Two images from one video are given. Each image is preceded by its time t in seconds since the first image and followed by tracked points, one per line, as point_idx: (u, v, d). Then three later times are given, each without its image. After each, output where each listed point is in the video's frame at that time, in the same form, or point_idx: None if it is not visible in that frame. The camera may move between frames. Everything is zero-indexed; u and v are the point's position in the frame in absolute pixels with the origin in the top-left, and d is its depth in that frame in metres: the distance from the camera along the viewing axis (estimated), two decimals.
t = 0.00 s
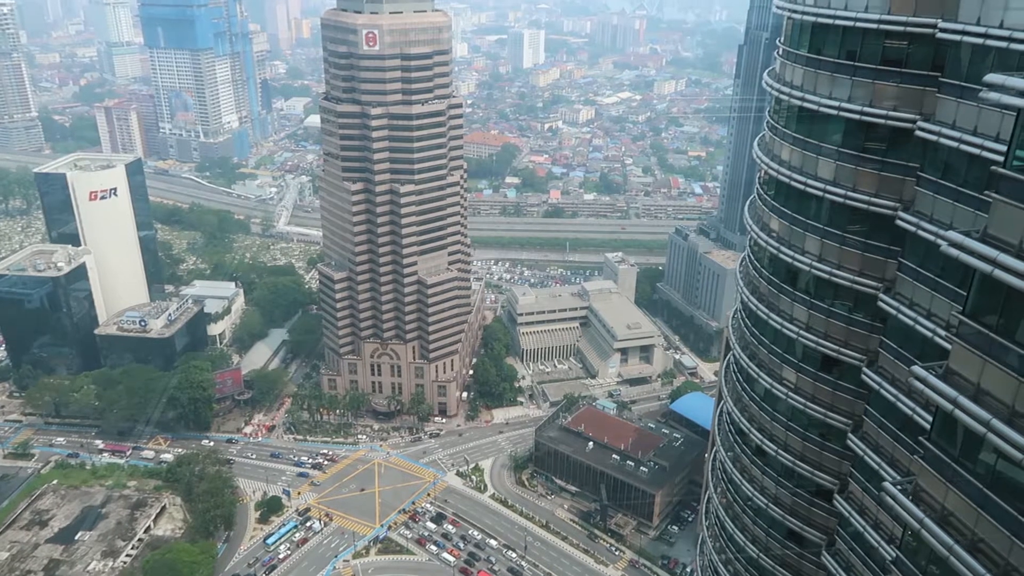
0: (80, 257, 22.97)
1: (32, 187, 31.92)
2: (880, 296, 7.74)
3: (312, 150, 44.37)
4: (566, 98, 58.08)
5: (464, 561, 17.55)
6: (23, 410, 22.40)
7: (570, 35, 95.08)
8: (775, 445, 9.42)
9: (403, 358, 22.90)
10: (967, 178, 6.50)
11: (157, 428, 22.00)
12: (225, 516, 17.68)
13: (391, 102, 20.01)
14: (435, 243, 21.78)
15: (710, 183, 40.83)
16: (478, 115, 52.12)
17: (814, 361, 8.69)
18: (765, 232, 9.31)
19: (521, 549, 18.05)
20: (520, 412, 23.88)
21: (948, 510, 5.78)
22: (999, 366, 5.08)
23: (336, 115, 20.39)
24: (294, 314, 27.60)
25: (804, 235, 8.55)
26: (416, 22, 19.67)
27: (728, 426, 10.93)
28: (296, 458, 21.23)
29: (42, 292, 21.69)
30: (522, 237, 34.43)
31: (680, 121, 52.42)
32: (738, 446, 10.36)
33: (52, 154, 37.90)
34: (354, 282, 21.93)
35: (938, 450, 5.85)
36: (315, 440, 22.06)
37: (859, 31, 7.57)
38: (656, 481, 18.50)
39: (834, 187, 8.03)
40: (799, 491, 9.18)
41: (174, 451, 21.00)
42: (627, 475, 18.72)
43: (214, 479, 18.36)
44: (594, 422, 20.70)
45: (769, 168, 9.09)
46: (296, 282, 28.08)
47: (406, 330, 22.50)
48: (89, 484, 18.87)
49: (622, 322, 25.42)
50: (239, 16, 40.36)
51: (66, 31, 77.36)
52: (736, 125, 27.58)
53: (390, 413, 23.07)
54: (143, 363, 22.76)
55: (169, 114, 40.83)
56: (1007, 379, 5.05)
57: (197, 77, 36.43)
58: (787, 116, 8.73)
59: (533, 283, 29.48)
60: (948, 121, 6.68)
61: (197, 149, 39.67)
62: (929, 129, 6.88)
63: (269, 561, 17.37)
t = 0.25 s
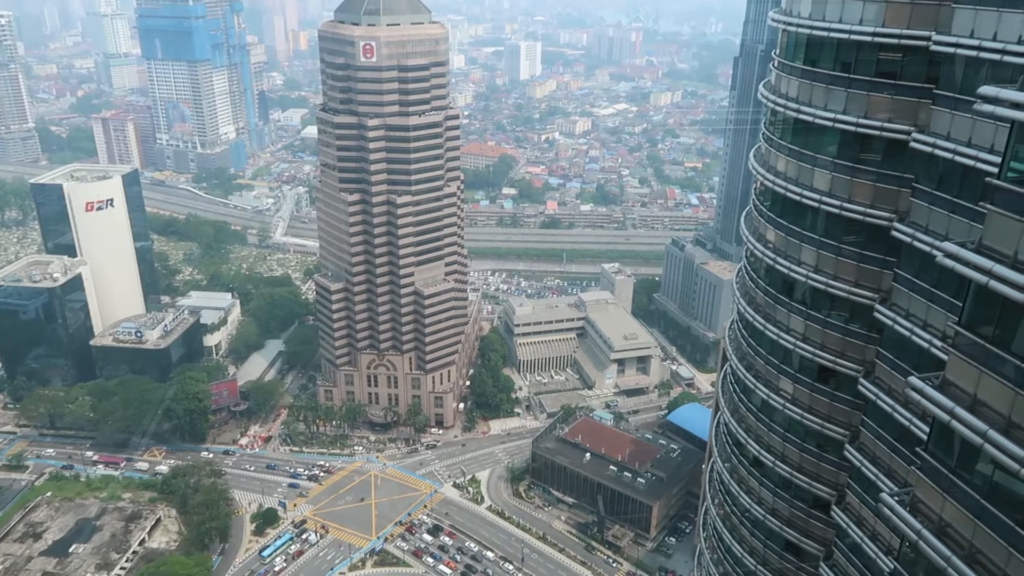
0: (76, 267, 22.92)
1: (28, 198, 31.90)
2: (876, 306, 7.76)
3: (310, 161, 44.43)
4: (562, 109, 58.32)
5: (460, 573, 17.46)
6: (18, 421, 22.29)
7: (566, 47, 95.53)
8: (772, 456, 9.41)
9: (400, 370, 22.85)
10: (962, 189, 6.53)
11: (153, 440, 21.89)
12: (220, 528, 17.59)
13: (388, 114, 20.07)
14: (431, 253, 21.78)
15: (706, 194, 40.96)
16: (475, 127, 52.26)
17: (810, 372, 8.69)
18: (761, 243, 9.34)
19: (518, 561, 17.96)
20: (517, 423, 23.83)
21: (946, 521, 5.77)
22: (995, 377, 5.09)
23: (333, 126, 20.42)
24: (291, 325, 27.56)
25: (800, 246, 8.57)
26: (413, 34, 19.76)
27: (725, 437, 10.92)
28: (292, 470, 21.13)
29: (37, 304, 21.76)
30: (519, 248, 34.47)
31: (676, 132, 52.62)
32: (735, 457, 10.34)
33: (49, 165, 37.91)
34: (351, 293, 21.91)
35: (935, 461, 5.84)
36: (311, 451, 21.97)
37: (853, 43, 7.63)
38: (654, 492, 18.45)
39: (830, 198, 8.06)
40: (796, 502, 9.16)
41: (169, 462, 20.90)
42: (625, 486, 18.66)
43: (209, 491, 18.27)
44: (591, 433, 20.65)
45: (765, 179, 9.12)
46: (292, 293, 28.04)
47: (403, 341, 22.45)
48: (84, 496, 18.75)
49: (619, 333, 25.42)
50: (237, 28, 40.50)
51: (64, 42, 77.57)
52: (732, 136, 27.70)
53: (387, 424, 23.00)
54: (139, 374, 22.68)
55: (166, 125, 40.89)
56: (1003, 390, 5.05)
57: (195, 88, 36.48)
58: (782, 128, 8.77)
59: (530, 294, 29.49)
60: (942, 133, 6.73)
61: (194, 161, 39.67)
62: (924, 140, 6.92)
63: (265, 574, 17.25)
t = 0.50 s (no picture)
0: (75, 279, 22.90)
1: (27, 209, 31.94)
2: (874, 318, 7.77)
3: (309, 173, 44.54)
4: (561, 121, 58.55)
5: None
6: (15, 433, 22.20)
7: (565, 60, 96.01)
8: (772, 468, 9.38)
9: (398, 381, 22.80)
10: (960, 201, 6.56)
11: (151, 452, 21.79)
12: (218, 540, 17.50)
13: (387, 126, 20.15)
14: (430, 265, 21.79)
15: (704, 206, 41.06)
16: (473, 139, 52.42)
17: (810, 384, 8.69)
18: (760, 254, 9.35)
19: (517, 574, 17.86)
20: (516, 435, 23.77)
21: (947, 533, 5.75)
22: (995, 389, 5.08)
23: (332, 138, 20.49)
24: (289, 336, 27.54)
25: (798, 257, 8.59)
26: (413, 46, 19.87)
27: (724, 448, 10.89)
28: (290, 482, 21.05)
29: (36, 314, 21.71)
30: (518, 259, 34.50)
31: (674, 144, 52.79)
32: (735, 469, 10.31)
33: (48, 177, 37.96)
34: (350, 304, 21.90)
35: (935, 473, 5.83)
36: (309, 464, 21.89)
37: (850, 56, 7.68)
38: (653, 504, 18.39)
39: (828, 210, 8.09)
40: (796, 514, 9.13)
41: (167, 475, 20.81)
42: (624, 499, 18.60)
43: (207, 503, 18.23)
44: (590, 445, 20.59)
45: (764, 191, 9.14)
46: (291, 305, 28.03)
47: (402, 353, 22.42)
48: (80, 509, 18.64)
49: (618, 344, 25.43)
50: (237, 40, 40.68)
51: (64, 55, 77.95)
52: (731, 148, 27.80)
53: (385, 436, 22.94)
54: (137, 386, 22.61)
55: (166, 137, 40.99)
56: (1002, 402, 5.05)
57: (195, 101, 36.60)
58: (780, 140, 8.81)
59: (529, 306, 29.54)
60: (939, 145, 6.76)
61: (193, 172, 39.74)
62: (921, 152, 6.96)
63: None
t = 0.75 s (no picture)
0: (75, 289, 22.89)
1: (28, 219, 32.01)
2: (874, 328, 7.76)
3: (309, 183, 44.62)
4: (561, 132, 58.71)
5: None
6: (14, 443, 22.14)
7: (565, 71, 96.35)
8: (772, 480, 9.35)
9: (398, 392, 22.75)
10: (959, 212, 6.57)
11: (150, 463, 21.73)
12: (215, 552, 17.38)
13: (387, 137, 20.22)
14: (430, 275, 21.80)
15: (704, 217, 41.11)
16: (474, 149, 52.58)
17: (810, 395, 8.67)
18: (760, 265, 9.36)
19: None
20: (515, 446, 23.70)
21: (948, 546, 5.73)
22: (996, 400, 5.07)
23: (332, 149, 20.55)
24: (289, 347, 27.52)
25: (798, 268, 8.59)
26: (413, 57, 19.95)
27: (724, 459, 10.85)
28: (289, 493, 20.97)
29: (35, 325, 21.71)
30: (518, 270, 34.52)
31: (674, 155, 52.90)
32: (735, 481, 10.27)
33: (49, 187, 38.05)
34: (349, 315, 21.88)
35: (936, 485, 5.81)
36: (309, 475, 21.81)
37: (848, 68, 7.72)
38: (653, 516, 18.31)
39: (827, 221, 8.11)
40: (797, 526, 9.09)
41: (166, 486, 20.73)
42: (624, 510, 18.52)
43: (206, 514, 18.16)
44: (590, 456, 20.53)
45: (763, 201, 9.17)
46: (291, 315, 28.01)
47: (401, 364, 22.39)
48: (79, 520, 18.56)
49: (618, 355, 25.40)
50: (238, 52, 40.85)
51: (66, 66, 78.33)
52: (730, 159, 27.88)
53: (384, 447, 22.87)
54: (136, 396, 22.55)
55: (166, 147, 41.09)
56: (1003, 414, 5.04)
57: (196, 111, 36.72)
58: (779, 151, 8.83)
59: (529, 316, 29.55)
60: (938, 156, 6.78)
61: (194, 183, 39.80)
62: (920, 163, 6.99)
63: None
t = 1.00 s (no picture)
0: (75, 301, 22.89)
1: (28, 231, 32.08)
2: (875, 340, 7.76)
3: (309, 196, 44.72)
4: (561, 145, 58.87)
5: None
6: (12, 456, 22.08)
7: (565, 84, 96.77)
8: (773, 493, 9.31)
9: (397, 404, 22.72)
10: (958, 224, 6.59)
11: (150, 475, 21.66)
12: (215, 564, 17.39)
13: (387, 149, 20.28)
14: (430, 287, 21.82)
15: (704, 229, 41.16)
16: (474, 162, 52.74)
17: (810, 407, 8.66)
18: (759, 277, 9.37)
19: None
20: (515, 458, 23.62)
21: (950, 559, 5.70)
22: (996, 413, 5.07)
23: (333, 162, 20.62)
24: (289, 359, 27.48)
25: (798, 280, 8.60)
26: (413, 70, 20.06)
27: (725, 472, 10.82)
28: (288, 505, 20.88)
29: (35, 337, 21.66)
30: (518, 282, 34.53)
31: (674, 167, 53.03)
32: (735, 493, 10.24)
33: (50, 199, 38.14)
34: (349, 327, 21.88)
35: (937, 497, 5.79)
36: (308, 487, 21.72)
37: (847, 81, 7.76)
38: (653, 529, 18.22)
39: (826, 233, 8.13)
40: (798, 539, 9.05)
41: (164, 498, 20.65)
42: (624, 523, 18.44)
43: (205, 526, 18.13)
44: (590, 469, 20.46)
45: (763, 214, 9.19)
46: (291, 327, 27.99)
47: (401, 376, 22.36)
48: (76, 533, 18.46)
49: (618, 367, 25.36)
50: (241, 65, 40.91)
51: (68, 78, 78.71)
52: (729, 171, 27.95)
53: (384, 460, 22.80)
54: (136, 408, 22.51)
55: (167, 159, 41.20)
56: (1004, 427, 5.03)
57: (197, 125, 36.78)
58: (778, 163, 8.86)
59: (528, 328, 29.55)
60: (937, 168, 6.82)
61: (194, 195, 39.85)
62: (920, 175, 7.02)
63: None
